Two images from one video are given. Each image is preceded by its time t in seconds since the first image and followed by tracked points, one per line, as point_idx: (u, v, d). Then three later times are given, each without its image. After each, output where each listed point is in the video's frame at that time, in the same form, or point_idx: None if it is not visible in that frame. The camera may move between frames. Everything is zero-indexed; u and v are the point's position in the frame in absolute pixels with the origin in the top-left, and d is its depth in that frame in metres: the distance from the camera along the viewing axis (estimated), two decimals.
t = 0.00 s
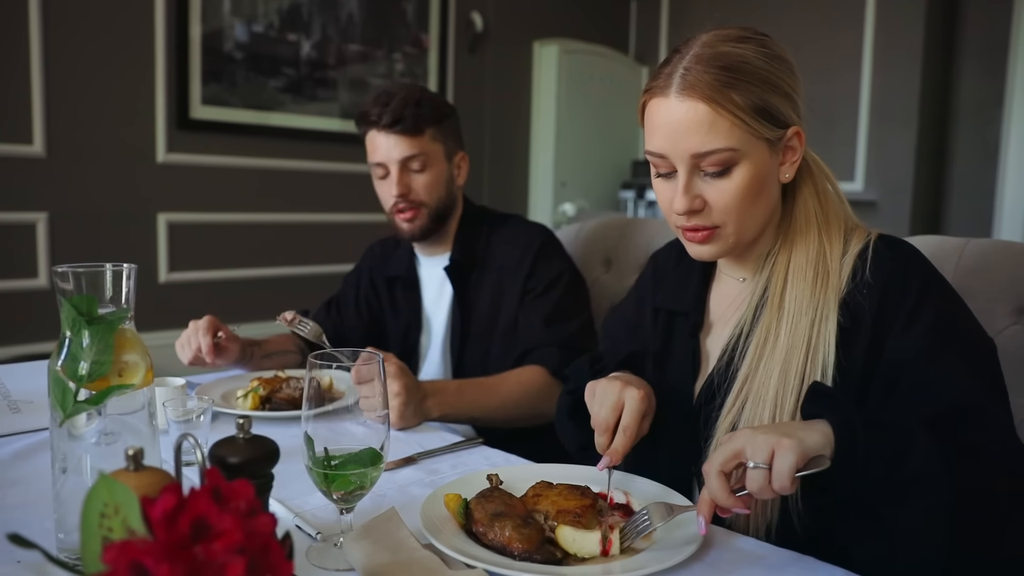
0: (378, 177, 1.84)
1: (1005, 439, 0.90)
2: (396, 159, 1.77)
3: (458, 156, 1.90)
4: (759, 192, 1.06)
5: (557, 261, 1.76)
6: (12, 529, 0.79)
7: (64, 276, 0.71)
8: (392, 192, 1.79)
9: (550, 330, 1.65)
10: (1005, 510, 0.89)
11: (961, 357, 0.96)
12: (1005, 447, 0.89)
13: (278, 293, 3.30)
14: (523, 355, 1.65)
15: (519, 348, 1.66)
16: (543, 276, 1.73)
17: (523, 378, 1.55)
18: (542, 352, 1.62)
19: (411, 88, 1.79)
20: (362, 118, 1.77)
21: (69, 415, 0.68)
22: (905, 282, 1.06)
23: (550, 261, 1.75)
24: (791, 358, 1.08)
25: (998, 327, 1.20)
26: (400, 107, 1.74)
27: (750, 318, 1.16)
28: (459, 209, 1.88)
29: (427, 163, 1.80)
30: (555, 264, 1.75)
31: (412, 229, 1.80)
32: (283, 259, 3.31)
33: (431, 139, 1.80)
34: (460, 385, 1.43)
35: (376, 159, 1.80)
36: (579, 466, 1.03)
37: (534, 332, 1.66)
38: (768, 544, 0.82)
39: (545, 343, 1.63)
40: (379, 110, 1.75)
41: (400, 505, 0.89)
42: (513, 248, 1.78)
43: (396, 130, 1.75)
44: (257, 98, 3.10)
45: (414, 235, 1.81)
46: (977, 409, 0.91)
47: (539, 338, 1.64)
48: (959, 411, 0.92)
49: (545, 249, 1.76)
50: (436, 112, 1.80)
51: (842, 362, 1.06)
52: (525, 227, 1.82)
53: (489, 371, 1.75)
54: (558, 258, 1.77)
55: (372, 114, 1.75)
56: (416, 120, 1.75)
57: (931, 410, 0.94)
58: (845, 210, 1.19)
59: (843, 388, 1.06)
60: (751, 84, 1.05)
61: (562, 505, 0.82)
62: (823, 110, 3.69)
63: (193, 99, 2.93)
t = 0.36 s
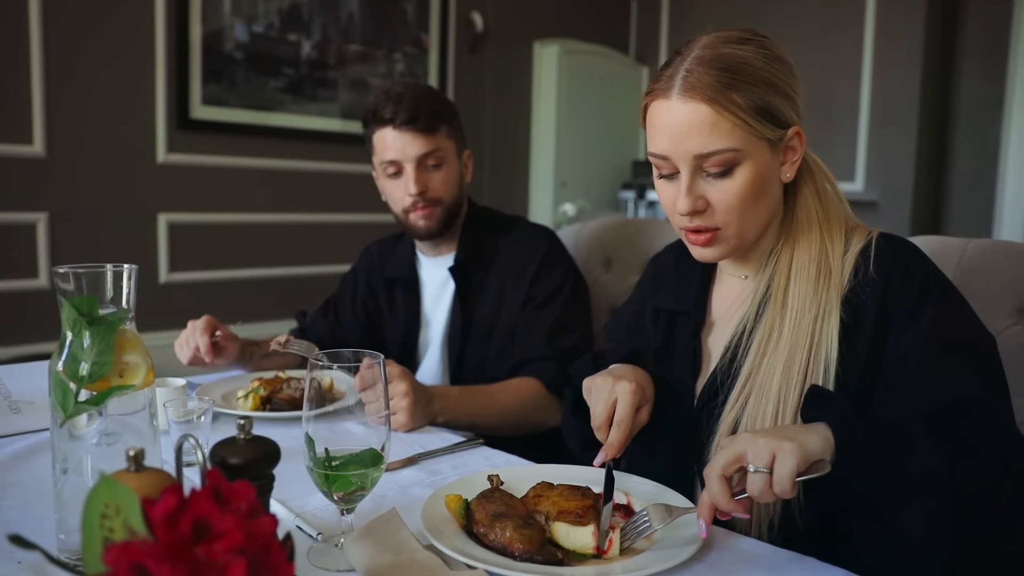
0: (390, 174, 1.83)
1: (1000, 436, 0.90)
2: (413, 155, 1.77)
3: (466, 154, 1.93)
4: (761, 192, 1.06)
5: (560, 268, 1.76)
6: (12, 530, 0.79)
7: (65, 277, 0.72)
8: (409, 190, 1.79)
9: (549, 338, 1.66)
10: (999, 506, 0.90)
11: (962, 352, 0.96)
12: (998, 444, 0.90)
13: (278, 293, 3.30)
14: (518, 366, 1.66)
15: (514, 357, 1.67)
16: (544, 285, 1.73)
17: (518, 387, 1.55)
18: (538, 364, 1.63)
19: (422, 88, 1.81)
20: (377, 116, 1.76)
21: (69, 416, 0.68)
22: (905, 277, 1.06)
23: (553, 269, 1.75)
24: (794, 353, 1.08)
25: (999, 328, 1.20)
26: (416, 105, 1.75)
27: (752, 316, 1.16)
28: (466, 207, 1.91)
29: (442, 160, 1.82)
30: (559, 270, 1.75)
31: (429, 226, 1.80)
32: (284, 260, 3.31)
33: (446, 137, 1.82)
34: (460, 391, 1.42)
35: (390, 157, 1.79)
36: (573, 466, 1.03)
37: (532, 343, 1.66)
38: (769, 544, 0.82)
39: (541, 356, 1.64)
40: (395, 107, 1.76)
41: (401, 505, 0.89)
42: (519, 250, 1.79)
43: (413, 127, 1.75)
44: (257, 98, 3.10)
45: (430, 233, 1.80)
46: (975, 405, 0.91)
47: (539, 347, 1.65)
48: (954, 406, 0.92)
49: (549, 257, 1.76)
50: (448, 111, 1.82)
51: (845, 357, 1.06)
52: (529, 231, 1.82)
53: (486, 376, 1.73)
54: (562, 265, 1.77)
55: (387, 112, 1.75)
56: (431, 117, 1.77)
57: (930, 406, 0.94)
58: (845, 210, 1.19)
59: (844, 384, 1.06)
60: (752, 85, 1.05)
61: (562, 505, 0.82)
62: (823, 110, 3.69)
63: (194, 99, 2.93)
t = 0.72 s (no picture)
0: (395, 178, 1.83)
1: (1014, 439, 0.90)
2: (417, 159, 1.78)
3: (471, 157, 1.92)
4: (760, 192, 1.06)
5: (564, 269, 1.75)
6: (14, 530, 0.79)
7: (67, 277, 0.72)
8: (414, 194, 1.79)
9: (553, 339, 1.66)
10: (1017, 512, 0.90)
11: (969, 356, 0.97)
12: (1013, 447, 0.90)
13: (280, 293, 3.31)
14: (521, 369, 1.66)
15: (518, 361, 1.67)
16: (548, 287, 1.72)
17: (521, 390, 1.55)
18: (542, 367, 1.63)
19: (427, 91, 1.80)
20: (382, 120, 1.77)
21: (71, 416, 0.68)
22: (907, 279, 1.06)
23: (556, 271, 1.75)
24: (792, 352, 1.08)
25: (1001, 327, 1.20)
26: (420, 109, 1.75)
27: (751, 316, 1.16)
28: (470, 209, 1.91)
29: (446, 164, 1.81)
30: (562, 272, 1.75)
31: (433, 230, 1.80)
32: (286, 260, 3.31)
33: (450, 140, 1.81)
34: (463, 392, 1.42)
35: (394, 161, 1.79)
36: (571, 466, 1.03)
37: (537, 347, 1.66)
38: (772, 545, 0.81)
39: (545, 360, 1.64)
40: (400, 111, 1.76)
41: (403, 505, 0.89)
42: (523, 252, 1.78)
43: (417, 131, 1.75)
44: (259, 98, 3.10)
45: (434, 237, 1.81)
46: (992, 410, 0.92)
47: (544, 348, 1.65)
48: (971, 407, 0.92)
49: (553, 257, 1.77)
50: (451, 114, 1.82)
51: (843, 358, 1.06)
52: (533, 233, 1.82)
53: (490, 378, 1.73)
54: (565, 266, 1.76)
55: (392, 116, 1.76)
56: (436, 120, 1.77)
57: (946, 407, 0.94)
58: (843, 211, 1.18)
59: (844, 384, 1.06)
60: (751, 86, 1.05)
61: (564, 505, 0.82)
62: (825, 110, 3.68)
63: (196, 99, 2.93)
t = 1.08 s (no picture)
0: (396, 176, 1.83)
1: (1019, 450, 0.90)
2: (419, 157, 1.78)
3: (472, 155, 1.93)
4: (757, 191, 1.05)
5: (563, 267, 1.75)
6: (16, 530, 0.79)
7: (69, 277, 0.72)
8: (414, 192, 1.79)
9: (553, 337, 1.66)
10: None
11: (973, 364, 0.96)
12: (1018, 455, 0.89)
13: (282, 293, 3.31)
14: (521, 368, 1.66)
15: (517, 359, 1.68)
16: (546, 285, 1.72)
17: (521, 387, 1.55)
18: (541, 366, 1.63)
19: (428, 90, 1.80)
20: (383, 118, 1.77)
21: (74, 415, 0.68)
22: (907, 283, 1.04)
23: (556, 269, 1.74)
24: (788, 355, 1.08)
25: (1004, 327, 1.19)
26: (422, 108, 1.75)
27: (747, 317, 1.16)
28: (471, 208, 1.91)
29: (447, 163, 1.81)
30: (561, 270, 1.74)
31: (433, 229, 1.80)
32: (288, 260, 3.31)
33: (451, 139, 1.81)
34: (464, 392, 1.42)
35: (395, 159, 1.79)
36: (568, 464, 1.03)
37: (536, 345, 1.66)
38: (774, 545, 0.81)
39: (545, 358, 1.64)
40: (401, 109, 1.76)
41: (405, 505, 0.89)
42: (522, 251, 1.78)
43: (419, 129, 1.76)
44: (261, 98, 3.10)
45: (434, 235, 1.81)
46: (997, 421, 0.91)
47: (543, 346, 1.65)
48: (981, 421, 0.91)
49: (553, 255, 1.76)
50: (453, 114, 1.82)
51: (840, 364, 1.06)
52: (531, 231, 1.82)
53: (489, 377, 1.73)
54: (564, 264, 1.76)
55: (393, 114, 1.76)
56: (437, 119, 1.77)
57: (950, 426, 0.92)
58: (842, 214, 1.18)
59: (840, 389, 1.06)
60: (750, 83, 1.05)
61: (566, 505, 0.81)
62: (827, 110, 3.68)
63: (198, 100, 2.93)
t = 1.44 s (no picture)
0: (393, 176, 1.83)
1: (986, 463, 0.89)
2: (416, 157, 1.77)
3: (468, 156, 1.93)
4: (755, 188, 1.05)
5: (561, 264, 1.75)
6: (17, 530, 0.79)
7: (70, 277, 0.72)
8: (412, 190, 1.79)
9: (551, 334, 1.66)
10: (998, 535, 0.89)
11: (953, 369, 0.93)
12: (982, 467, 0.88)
13: (283, 293, 3.31)
14: (520, 365, 1.66)
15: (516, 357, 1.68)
16: (545, 283, 1.72)
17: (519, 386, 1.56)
18: (540, 364, 1.63)
19: (425, 90, 1.80)
20: (379, 118, 1.77)
21: (74, 415, 0.68)
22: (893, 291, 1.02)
23: (553, 267, 1.74)
24: (778, 366, 1.07)
25: (1004, 328, 1.19)
26: (419, 107, 1.75)
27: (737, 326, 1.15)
28: (469, 207, 1.91)
29: (445, 161, 1.81)
30: (558, 268, 1.74)
31: (431, 227, 1.80)
32: (289, 260, 3.31)
33: (448, 138, 1.81)
34: (464, 391, 1.42)
35: (393, 159, 1.80)
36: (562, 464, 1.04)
37: (534, 343, 1.66)
38: (775, 545, 0.81)
39: (543, 356, 1.64)
40: (398, 109, 1.76)
41: (405, 505, 0.89)
42: (520, 250, 1.78)
43: (416, 128, 1.75)
44: (261, 98, 3.10)
45: (432, 233, 1.81)
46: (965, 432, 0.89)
47: (542, 343, 1.65)
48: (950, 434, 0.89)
49: (550, 253, 1.76)
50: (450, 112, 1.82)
51: (829, 373, 1.05)
52: (529, 230, 1.82)
53: (488, 376, 1.73)
54: (562, 262, 1.76)
55: (390, 114, 1.76)
56: (435, 118, 1.77)
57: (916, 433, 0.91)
58: (835, 217, 1.16)
59: (828, 401, 1.04)
60: (752, 76, 1.05)
61: (566, 505, 0.81)
62: (827, 109, 3.68)
63: (199, 100, 2.93)
